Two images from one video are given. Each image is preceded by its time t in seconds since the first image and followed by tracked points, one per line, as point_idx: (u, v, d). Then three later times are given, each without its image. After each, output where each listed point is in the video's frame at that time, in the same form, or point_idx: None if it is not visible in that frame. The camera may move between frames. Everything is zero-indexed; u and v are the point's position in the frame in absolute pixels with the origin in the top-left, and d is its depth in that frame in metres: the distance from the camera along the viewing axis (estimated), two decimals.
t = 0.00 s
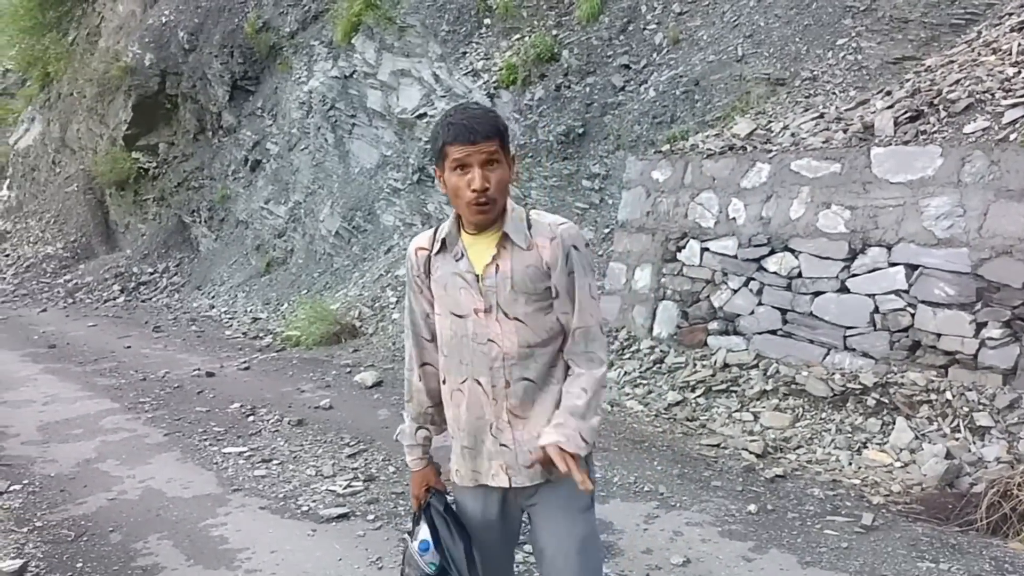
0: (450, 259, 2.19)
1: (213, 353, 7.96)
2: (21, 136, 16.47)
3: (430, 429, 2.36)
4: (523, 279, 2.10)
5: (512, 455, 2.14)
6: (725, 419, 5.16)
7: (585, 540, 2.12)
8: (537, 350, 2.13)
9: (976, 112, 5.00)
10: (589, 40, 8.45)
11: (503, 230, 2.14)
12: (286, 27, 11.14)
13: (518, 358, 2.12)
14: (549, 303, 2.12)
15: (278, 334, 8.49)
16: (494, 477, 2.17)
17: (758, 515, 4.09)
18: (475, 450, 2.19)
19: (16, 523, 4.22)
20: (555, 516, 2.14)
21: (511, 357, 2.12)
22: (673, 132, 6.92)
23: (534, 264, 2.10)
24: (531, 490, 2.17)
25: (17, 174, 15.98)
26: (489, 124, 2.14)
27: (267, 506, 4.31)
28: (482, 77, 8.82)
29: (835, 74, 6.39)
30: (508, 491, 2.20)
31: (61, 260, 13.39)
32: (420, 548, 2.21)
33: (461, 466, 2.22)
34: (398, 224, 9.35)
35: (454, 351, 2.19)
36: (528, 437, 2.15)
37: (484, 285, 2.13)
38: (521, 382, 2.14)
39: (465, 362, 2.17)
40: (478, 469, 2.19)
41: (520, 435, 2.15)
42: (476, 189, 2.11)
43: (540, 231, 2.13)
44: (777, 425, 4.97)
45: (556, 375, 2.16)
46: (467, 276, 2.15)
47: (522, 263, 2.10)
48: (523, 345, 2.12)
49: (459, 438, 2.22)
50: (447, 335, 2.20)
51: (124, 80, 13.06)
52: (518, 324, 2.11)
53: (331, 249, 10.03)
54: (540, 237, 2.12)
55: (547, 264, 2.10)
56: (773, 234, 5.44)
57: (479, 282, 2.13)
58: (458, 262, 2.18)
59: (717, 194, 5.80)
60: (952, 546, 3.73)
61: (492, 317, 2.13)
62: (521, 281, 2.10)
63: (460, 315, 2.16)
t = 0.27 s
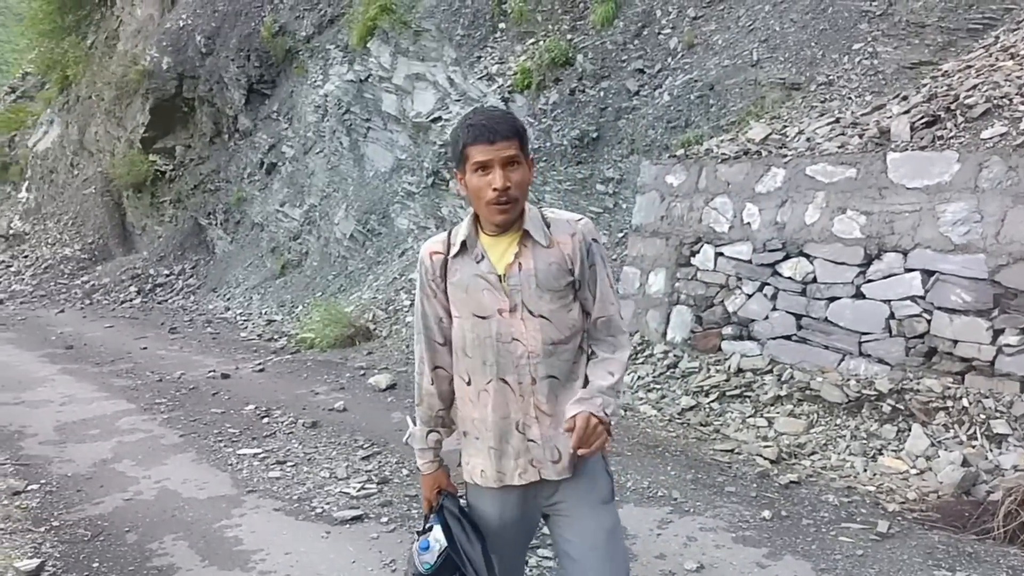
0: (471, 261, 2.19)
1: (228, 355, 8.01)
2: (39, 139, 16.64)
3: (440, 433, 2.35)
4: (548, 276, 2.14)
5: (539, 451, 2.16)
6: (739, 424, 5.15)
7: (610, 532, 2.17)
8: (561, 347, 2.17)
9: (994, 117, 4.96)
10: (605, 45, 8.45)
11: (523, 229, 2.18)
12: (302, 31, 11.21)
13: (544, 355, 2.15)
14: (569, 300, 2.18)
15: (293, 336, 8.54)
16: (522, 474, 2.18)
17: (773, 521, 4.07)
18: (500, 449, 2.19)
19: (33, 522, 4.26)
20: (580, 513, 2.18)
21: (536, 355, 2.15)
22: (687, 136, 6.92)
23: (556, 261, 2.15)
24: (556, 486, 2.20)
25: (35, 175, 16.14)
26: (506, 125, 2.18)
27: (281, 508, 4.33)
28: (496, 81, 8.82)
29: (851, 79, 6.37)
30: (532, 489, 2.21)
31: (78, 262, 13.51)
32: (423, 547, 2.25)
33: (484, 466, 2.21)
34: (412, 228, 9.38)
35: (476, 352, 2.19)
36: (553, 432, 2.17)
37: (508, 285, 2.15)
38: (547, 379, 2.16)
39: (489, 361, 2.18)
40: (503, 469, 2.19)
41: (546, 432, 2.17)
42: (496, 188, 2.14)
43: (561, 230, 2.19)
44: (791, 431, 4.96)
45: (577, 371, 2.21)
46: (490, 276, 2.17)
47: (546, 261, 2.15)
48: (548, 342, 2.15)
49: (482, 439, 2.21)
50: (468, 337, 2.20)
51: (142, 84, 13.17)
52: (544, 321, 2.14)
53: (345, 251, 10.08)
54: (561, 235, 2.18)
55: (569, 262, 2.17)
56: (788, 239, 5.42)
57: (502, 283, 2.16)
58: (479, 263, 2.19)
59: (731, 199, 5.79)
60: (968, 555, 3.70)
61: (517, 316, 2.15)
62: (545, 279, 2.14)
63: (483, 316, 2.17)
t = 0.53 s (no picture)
0: (499, 253, 2.23)
1: (237, 356, 8.04)
2: (50, 140, 16.74)
3: (453, 431, 2.37)
4: (574, 274, 2.15)
5: (549, 451, 2.15)
6: (747, 427, 5.14)
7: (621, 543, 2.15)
8: (580, 348, 2.16)
9: (1005, 121, 4.94)
10: (614, 47, 8.46)
11: (555, 224, 2.21)
12: (312, 33, 11.26)
13: (561, 353, 2.14)
14: (594, 303, 2.17)
15: (301, 337, 8.56)
16: (529, 472, 2.18)
17: (781, 525, 4.06)
18: (510, 446, 2.19)
19: (43, 522, 4.28)
20: (591, 521, 2.16)
21: (554, 352, 2.14)
22: (696, 139, 6.92)
23: (584, 260, 2.16)
24: (565, 491, 2.19)
25: (47, 176, 16.24)
26: (544, 114, 2.25)
27: (289, 509, 4.34)
28: (506, 83, 8.84)
29: (861, 82, 6.35)
30: (539, 491, 2.20)
31: (88, 262, 13.59)
32: (425, 544, 2.39)
33: (492, 463, 2.21)
34: (421, 229, 9.40)
35: (495, 345, 2.20)
36: (565, 434, 2.15)
37: (533, 278, 2.17)
38: (562, 380, 2.15)
39: (507, 355, 2.19)
40: (509, 466, 2.20)
41: (556, 433, 2.16)
42: (532, 172, 2.19)
43: (592, 229, 2.20)
44: (800, 434, 4.94)
45: (594, 377, 2.20)
46: (516, 268, 2.19)
47: (575, 256, 2.16)
48: (567, 341, 2.14)
49: (494, 434, 2.21)
50: (488, 330, 2.21)
51: (152, 85, 13.24)
52: (564, 319, 2.14)
53: (354, 253, 10.10)
54: (592, 234, 2.19)
55: (597, 262, 2.16)
56: (797, 243, 5.42)
57: (529, 275, 2.17)
58: (507, 256, 2.21)
59: (740, 202, 5.79)
60: (978, 560, 3.68)
61: (539, 310, 2.15)
62: (570, 274, 2.15)
63: (505, 309, 2.18)
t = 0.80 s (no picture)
0: (521, 251, 2.22)
1: (242, 358, 8.05)
2: (58, 142, 16.81)
3: (475, 432, 2.37)
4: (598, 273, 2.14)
5: (571, 452, 2.15)
6: (753, 430, 5.12)
7: (639, 545, 2.17)
8: (603, 347, 2.15)
9: (1013, 123, 4.93)
10: (620, 50, 8.46)
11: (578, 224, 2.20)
12: (319, 36, 11.28)
13: (584, 353, 2.14)
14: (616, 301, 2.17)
15: (307, 339, 8.57)
16: (549, 473, 2.17)
17: (787, 528, 4.05)
18: (533, 446, 2.18)
19: (50, 522, 4.29)
20: (610, 524, 2.17)
21: (577, 351, 2.14)
22: (703, 142, 6.91)
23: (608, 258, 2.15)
24: (585, 493, 2.20)
25: (54, 178, 16.30)
26: (563, 115, 2.22)
27: (295, 511, 4.34)
28: (512, 86, 8.83)
29: (868, 84, 6.34)
30: (558, 493, 2.20)
31: (96, 264, 13.64)
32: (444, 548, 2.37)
33: (515, 462, 2.21)
34: (427, 232, 9.41)
35: (517, 344, 2.19)
36: (587, 435, 2.15)
37: (557, 276, 2.15)
38: (585, 378, 2.15)
39: (529, 353, 2.17)
40: (532, 467, 2.19)
41: (579, 432, 2.16)
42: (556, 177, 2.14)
43: (614, 229, 2.19)
44: (807, 437, 4.93)
45: (616, 377, 2.20)
46: (539, 266, 2.18)
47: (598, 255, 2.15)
48: (590, 339, 2.14)
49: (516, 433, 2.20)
50: (509, 329, 2.20)
51: (160, 87, 13.28)
52: (588, 318, 2.13)
53: (360, 255, 10.11)
54: (614, 233, 2.18)
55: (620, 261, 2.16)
56: (804, 245, 5.40)
57: (552, 273, 2.16)
58: (529, 254, 2.20)
59: (747, 204, 5.77)
60: (985, 564, 3.66)
61: (563, 308, 2.14)
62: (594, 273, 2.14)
63: (528, 306, 2.17)
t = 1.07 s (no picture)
0: (514, 261, 2.22)
1: (246, 360, 8.06)
2: (63, 144, 16.86)
3: (475, 437, 2.39)
4: (592, 281, 2.13)
5: (571, 457, 2.16)
6: (757, 433, 5.12)
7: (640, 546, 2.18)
8: (600, 353, 2.15)
9: (1017, 125, 4.92)
10: (624, 52, 8.46)
11: (570, 231, 2.19)
12: (323, 38, 11.31)
13: (580, 359, 2.14)
14: (612, 308, 2.15)
15: (311, 341, 8.58)
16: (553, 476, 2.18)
17: (791, 531, 4.04)
18: (533, 453, 2.19)
19: (54, 524, 4.30)
20: (611, 526, 2.18)
21: (573, 359, 2.14)
22: (706, 144, 6.91)
23: (601, 265, 2.14)
24: (584, 496, 2.19)
25: (59, 180, 16.34)
26: (555, 126, 2.20)
27: (299, 512, 4.35)
28: (515, 88, 8.85)
29: (872, 86, 6.34)
30: (559, 495, 2.21)
31: (100, 266, 13.67)
32: (455, 556, 2.33)
33: (516, 469, 2.21)
34: (431, 234, 9.42)
35: (513, 353, 2.20)
36: (587, 440, 2.15)
37: (550, 285, 2.16)
38: (583, 384, 2.15)
39: (526, 362, 2.18)
40: (534, 472, 2.19)
41: (580, 437, 2.16)
42: (545, 193, 2.16)
43: (609, 234, 2.16)
44: (810, 440, 4.92)
45: (615, 380, 2.19)
46: (532, 276, 2.18)
47: (591, 262, 2.14)
48: (587, 346, 2.13)
49: (515, 441, 2.22)
50: (505, 338, 2.21)
51: (164, 90, 13.32)
52: (583, 326, 2.13)
53: (364, 257, 10.12)
54: (609, 239, 2.16)
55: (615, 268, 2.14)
56: (808, 247, 5.40)
57: (545, 282, 2.16)
58: (522, 263, 2.21)
59: (750, 206, 5.77)
60: (989, 567, 3.65)
61: (556, 317, 2.15)
62: (587, 280, 2.13)
63: (522, 316, 2.18)
